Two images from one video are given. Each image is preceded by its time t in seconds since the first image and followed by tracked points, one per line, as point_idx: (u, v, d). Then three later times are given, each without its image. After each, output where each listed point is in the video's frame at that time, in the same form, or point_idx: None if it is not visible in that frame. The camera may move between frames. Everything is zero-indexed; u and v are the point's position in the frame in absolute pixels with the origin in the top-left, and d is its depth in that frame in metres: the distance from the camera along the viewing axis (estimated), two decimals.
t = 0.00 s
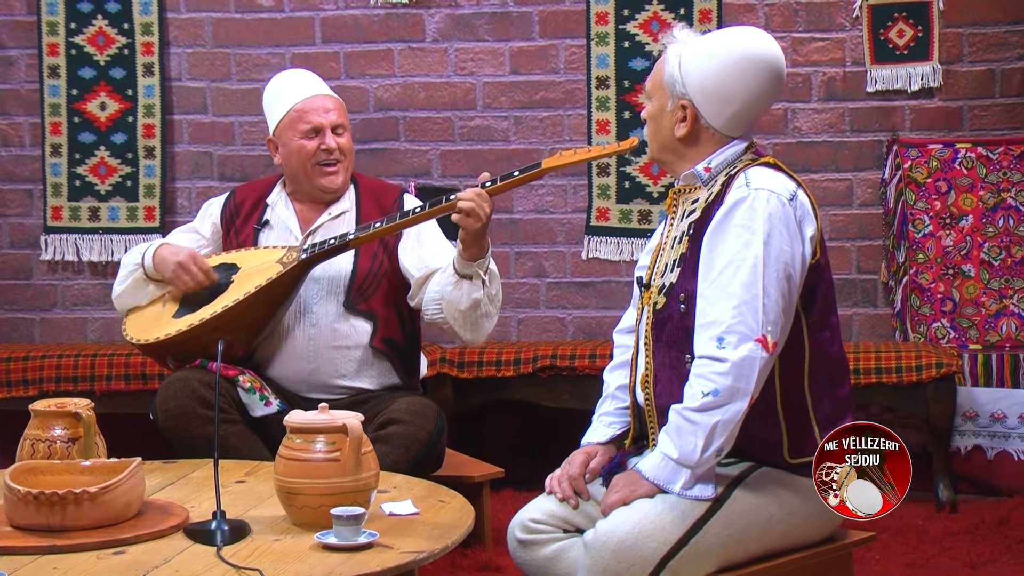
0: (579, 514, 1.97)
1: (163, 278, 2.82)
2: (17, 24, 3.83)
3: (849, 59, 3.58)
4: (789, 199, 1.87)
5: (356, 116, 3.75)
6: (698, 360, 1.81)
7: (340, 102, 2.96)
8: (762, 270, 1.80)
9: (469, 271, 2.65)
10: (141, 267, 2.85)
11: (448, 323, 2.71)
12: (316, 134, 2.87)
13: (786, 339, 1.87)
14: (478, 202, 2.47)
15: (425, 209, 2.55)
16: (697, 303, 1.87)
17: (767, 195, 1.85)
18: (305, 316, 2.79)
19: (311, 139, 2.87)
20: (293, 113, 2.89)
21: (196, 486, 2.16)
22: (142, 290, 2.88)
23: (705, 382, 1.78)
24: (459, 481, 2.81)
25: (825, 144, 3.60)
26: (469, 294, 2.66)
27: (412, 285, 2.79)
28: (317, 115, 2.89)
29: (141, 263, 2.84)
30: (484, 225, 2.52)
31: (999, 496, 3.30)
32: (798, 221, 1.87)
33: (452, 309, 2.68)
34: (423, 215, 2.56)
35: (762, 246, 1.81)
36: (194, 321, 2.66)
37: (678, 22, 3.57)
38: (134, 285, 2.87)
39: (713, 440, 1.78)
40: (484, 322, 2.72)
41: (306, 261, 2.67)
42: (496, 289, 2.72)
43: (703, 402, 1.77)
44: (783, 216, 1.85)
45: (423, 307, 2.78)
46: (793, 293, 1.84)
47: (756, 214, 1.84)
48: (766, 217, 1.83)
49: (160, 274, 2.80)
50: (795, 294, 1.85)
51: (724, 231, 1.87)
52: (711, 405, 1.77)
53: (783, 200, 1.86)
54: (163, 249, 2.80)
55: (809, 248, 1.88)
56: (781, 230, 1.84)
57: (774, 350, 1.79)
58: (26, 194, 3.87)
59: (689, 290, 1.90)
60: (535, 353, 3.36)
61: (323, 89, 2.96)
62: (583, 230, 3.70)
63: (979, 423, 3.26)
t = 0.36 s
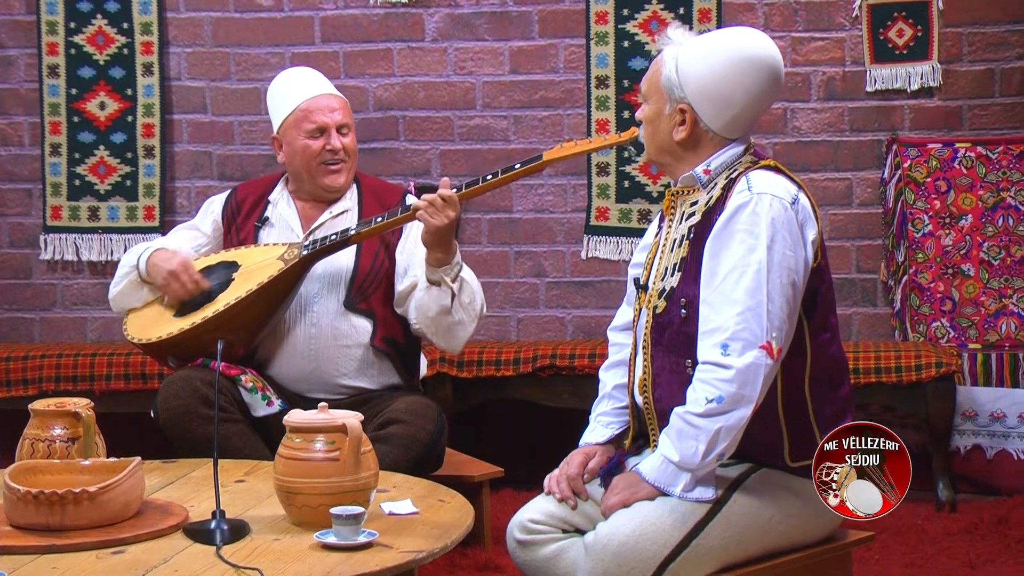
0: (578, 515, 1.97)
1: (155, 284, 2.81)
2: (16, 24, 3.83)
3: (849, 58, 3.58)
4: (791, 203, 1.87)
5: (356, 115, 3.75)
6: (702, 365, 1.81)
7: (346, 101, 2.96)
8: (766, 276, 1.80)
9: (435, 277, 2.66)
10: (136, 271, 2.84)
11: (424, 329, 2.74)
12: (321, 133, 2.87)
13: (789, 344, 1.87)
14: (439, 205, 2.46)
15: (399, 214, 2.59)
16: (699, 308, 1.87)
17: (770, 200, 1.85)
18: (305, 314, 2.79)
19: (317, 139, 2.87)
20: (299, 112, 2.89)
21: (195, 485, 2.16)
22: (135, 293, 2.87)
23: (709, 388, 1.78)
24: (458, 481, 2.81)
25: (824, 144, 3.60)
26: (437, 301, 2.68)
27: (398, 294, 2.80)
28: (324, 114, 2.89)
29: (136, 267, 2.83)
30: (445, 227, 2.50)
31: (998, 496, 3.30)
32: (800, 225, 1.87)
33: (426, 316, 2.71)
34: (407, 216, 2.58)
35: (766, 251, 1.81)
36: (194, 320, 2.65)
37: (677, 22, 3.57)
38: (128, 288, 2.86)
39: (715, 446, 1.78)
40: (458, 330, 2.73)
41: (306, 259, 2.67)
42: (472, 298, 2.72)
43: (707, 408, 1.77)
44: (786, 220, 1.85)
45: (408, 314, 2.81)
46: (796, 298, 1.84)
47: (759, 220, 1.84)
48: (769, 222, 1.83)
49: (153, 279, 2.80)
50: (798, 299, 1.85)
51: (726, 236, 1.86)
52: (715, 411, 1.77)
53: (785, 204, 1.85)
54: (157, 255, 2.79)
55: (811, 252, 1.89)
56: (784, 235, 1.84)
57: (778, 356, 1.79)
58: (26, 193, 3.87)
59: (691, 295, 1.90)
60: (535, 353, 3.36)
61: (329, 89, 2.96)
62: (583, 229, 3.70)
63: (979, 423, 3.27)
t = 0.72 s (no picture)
0: (578, 515, 1.97)
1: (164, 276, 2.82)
2: (16, 24, 3.83)
3: (849, 59, 3.58)
4: (789, 203, 1.87)
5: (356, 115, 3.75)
6: (702, 367, 1.81)
7: (348, 100, 2.96)
8: (765, 277, 1.80)
9: (427, 274, 2.65)
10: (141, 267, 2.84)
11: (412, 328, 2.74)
12: (323, 132, 2.88)
13: (788, 345, 1.87)
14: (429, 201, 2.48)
15: (392, 213, 2.61)
16: (698, 310, 1.87)
17: (767, 201, 1.85)
18: (303, 313, 2.79)
19: (318, 137, 2.87)
20: (301, 111, 2.90)
21: (195, 485, 2.16)
22: (142, 290, 2.87)
23: (709, 390, 1.78)
24: (458, 481, 2.81)
25: (824, 144, 3.60)
26: (427, 297, 2.67)
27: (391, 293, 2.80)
28: (326, 112, 2.89)
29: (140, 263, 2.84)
30: (438, 223, 2.50)
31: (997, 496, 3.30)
32: (798, 225, 1.87)
33: (413, 313, 2.71)
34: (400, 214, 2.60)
35: (764, 253, 1.81)
36: (194, 319, 2.65)
37: (677, 22, 3.57)
38: (134, 285, 2.86)
39: (715, 446, 1.78)
40: (447, 329, 2.73)
41: (304, 256, 2.67)
42: (459, 295, 2.72)
43: (707, 410, 1.77)
44: (784, 221, 1.85)
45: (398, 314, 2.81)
46: (795, 299, 1.84)
47: (757, 220, 1.84)
48: (767, 223, 1.83)
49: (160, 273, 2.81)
50: (797, 301, 1.85)
51: (725, 237, 1.86)
52: (714, 413, 1.77)
53: (783, 205, 1.85)
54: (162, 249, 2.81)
55: (810, 252, 1.89)
56: (783, 236, 1.84)
57: (778, 357, 1.79)
58: (26, 193, 3.87)
59: (690, 297, 1.90)
60: (535, 353, 3.36)
61: (332, 88, 2.96)
62: (583, 229, 3.70)
63: (979, 423, 3.26)
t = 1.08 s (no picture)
0: (578, 515, 1.97)
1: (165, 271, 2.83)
2: (16, 24, 3.83)
3: (849, 58, 3.58)
4: (785, 200, 1.86)
5: (356, 115, 3.75)
6: (698, 364, 1.81)
7: (339, 100, 2.95)
8: (760, 273, 1.80)
9: (461, 264, 2.65)
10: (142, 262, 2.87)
11: (438, 319, 2.70)
12: (310, 130, 2.88)
13: (785, 340, 1.87)
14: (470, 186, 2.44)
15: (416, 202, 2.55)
16: (694, 307, 1.87)
17: (762, 197, 1.85)
18: (301, 314, 2.79)
19: (306, 136, 2.88)
20: (288, 110, 2.91)
21: (195, 485, 2.16)
22: (142, 286, 2.90)
23: (705, 386, 1.78)
24: (458, 481, 2.81)
25: (824, 143, 3.60)
26: (460, 287, 2.66)
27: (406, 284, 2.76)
28: (313, 110, 2.89)
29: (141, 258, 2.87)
30: (474, 212, 2.49)
31: (997, 495, 3.30)
32: (794, 222, 1.87)
33: (444, 302, 2.67)
34: (417, 207, 2.55)
35: (759, 248, 1.81)
36: (192, 318, 2.65)
37: (677, 21, 3.57)
38: (135, 281, 2.90)
39: (714, 444, 1.78)
40: (473, 320, 2.72)
41: (300, 257, 2.67)
42: (488, 286, 2.71)
43: (703, 406, 1.77)
44: (780, 216, 1.84)
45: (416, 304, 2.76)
46: (791, 294, 1.84)
47: (752, 216, 1.84)
48: (762, 219, 1.83)
49: (161, 266, 2.82)
50: (792, 295, 1.85)
51: (720, 233, 1.86)
52: (711, 409, 1.77)
53: (779, 201, 1.85)
54: (163, 242, 2.82)
55: (806, 249, 1.88)
56: (778, 231, 1.83)
57: (773, 352, 1.79)
58: (26, 193, 3.87)
59: (687, 294, 1.90)
60: (535, 352, 3.36)
61: (324, 87, 2.97)
62: (583, 229, 3.70)
63: (979, 423, 3.24)
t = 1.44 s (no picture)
0: (578, 513, 1.97)
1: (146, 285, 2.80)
2: (16, 23, 3.83)
3: (849, 58, 3.58)
4: (782, 197, 1.86)
5: (356, 115, 3.75)
6: (695, 360, 1.81)
7: (317, 106, 2.93)
8: (756, 269, 1.80)
9: (480, 247, 2.65)
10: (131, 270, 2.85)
11: (464, 305, 2.71)
12: (282, 140, 2.87)
13: (782, 337, 1.87)
14: (470, 174, 2.47)
15: (415, 193, 2.57)
16: (691, 303, 1.87)
17: (759, 193, 1.85)
18: (301, 313, 2.79)
19: (279, 146, 2.87)
20: (263, 119, 2.91)
21: (195, 485, 2.16)
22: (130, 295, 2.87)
23: (703, 382, 1.78)
24: (458, 481, 2.81)
25: (824, 143, 3.60)
26: (482, 269, 2.66)
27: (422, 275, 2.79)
28: (281, 121, 2.88)
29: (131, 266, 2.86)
30: (481, 199, 2.49)
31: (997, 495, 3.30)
32: (791, 219, 1.87)
33: (467, 286, 2.68)
34: (416, 198, 2.58)
35: (756, 245, 1.81)
36: (192, 317, 2.65)
37: (677, 21, 3.57)
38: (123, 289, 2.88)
39: (712, 441, 1.78)
40: (501, 298, 2.72)
41: (301, 252, 2.67)
42: (508, 264, 2.72)
43: (701, 403, 1.77)
44: (777, 213, 1.84)
45: (435, 296, 2.77)
46: (788, 291, 1.84)
47: (749, 213, 1.84)
48: (759, 216, 1.83)
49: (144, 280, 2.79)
50: (789, 292, 1.85)
51: (717, 230, 1.86)
52: (709, 405, 1.77)
53: (776, 198, 1.85)
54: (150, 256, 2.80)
55: (803, 246, 1.88)
56: (775, 228, 1.83)
57: (770, 348, 1.79)
58: (26, 193, 3.87)
59: (684, 291, 1.90)
60: (535, 352, 3.36)
61: (307, 91, 2.96)
62: (583, 228, 3.70)
63: (979, 423, 3.23)
